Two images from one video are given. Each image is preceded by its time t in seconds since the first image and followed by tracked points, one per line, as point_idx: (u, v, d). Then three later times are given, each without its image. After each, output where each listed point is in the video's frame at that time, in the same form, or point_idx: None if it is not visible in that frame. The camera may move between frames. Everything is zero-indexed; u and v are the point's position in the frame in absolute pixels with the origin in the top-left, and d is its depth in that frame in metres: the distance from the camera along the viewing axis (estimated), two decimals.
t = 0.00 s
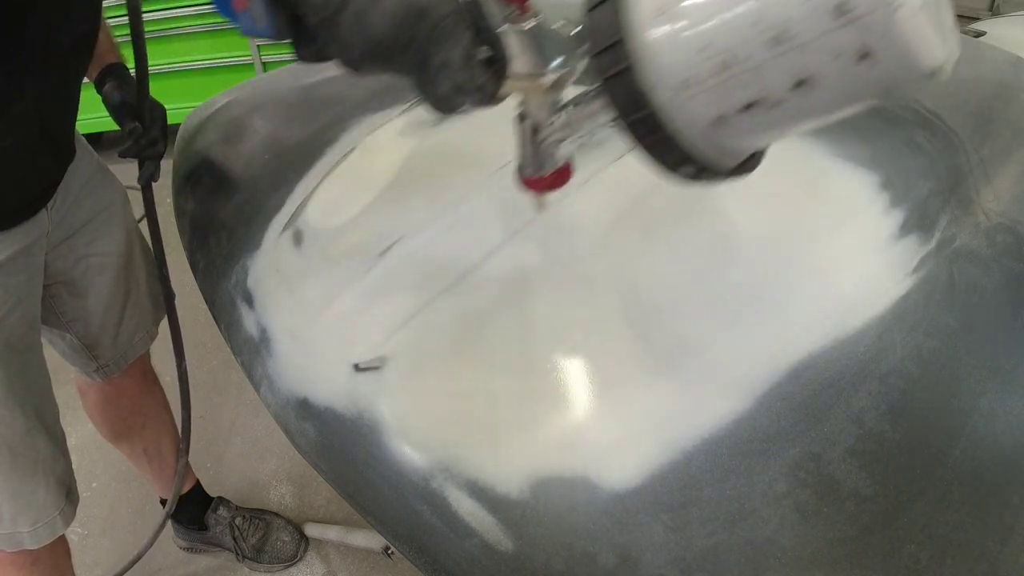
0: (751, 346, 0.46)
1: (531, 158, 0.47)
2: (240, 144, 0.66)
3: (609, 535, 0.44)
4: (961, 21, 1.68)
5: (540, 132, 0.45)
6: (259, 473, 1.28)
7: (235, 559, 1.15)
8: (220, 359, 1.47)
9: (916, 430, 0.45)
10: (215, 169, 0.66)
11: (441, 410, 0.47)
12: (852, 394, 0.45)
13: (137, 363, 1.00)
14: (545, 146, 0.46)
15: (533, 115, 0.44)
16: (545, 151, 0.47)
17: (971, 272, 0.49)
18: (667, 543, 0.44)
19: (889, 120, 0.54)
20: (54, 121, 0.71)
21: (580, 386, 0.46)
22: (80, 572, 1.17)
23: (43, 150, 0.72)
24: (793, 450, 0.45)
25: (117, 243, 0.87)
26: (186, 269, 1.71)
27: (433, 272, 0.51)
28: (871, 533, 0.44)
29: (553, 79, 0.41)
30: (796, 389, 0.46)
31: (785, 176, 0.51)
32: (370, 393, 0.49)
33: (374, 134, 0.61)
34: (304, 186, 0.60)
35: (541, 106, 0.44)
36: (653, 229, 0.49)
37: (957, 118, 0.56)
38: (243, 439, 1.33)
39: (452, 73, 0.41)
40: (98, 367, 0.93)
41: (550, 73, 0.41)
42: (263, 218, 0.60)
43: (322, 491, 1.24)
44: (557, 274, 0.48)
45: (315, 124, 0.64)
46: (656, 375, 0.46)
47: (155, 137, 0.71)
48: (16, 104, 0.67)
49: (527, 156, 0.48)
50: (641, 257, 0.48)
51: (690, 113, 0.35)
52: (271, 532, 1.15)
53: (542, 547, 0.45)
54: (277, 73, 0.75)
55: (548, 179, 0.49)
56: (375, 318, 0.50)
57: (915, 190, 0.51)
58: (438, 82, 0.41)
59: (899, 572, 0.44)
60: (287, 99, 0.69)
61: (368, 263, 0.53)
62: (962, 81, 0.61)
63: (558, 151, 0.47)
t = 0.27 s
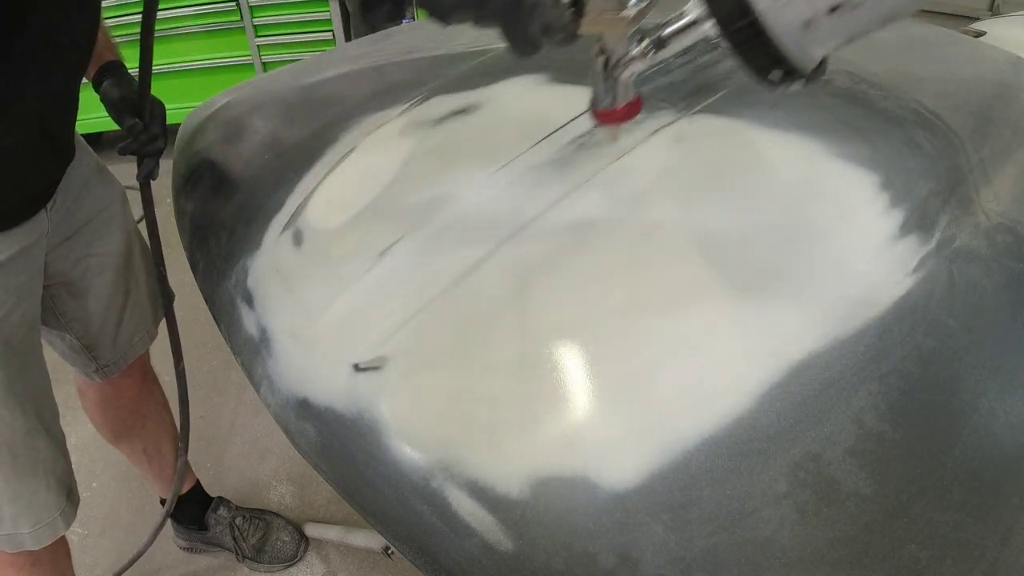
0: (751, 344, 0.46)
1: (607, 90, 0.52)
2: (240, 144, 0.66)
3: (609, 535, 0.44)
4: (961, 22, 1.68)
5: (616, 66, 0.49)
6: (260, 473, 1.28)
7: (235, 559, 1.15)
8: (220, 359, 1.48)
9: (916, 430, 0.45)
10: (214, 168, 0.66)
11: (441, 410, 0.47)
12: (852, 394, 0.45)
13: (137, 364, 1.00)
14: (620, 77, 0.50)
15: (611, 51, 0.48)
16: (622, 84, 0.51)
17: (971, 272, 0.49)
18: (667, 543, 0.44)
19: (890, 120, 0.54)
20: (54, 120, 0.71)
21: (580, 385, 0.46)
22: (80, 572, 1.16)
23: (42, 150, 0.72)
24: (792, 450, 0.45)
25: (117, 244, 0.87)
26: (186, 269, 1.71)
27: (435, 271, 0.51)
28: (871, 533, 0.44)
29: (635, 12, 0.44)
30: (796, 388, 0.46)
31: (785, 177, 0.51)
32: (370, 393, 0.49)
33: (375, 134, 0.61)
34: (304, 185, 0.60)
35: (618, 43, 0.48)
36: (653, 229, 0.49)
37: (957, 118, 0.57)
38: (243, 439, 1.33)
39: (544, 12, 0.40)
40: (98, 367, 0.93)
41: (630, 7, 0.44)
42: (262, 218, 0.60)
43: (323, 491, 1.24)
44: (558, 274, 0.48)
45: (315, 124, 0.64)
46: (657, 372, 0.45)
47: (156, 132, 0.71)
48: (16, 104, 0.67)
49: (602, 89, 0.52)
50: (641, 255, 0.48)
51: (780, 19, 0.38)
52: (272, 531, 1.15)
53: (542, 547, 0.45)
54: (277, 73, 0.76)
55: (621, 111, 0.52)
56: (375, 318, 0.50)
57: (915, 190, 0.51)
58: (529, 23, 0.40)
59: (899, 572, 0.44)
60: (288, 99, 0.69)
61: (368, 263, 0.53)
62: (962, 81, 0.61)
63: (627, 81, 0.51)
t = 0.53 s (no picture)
0: (750, 343, 0.46)
1: (660, 38, 0.60)
2: (240, 144, 0.66)
3: (609, 535, 0.44)
4: (962, 22, 1.67)
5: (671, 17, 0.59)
6: (260, 473, 1.28)
7: (235, 559, 1.15)
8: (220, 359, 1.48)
9: (916, 430, 0.45)
10: (215, 168, 0.66)
11: (441, 410, 0.47)
12: (852, 394, 0.45)
13: (137, 364, 1.00)
14: (672, 27, 0.59)
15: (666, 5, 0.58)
16: (673, 30, 0.59)
17: (971, 272, 0.49)
18: (667, 544, 0.44)
19: (890, 119, 0.54)
20: (53, 121, 0.72)
21: (580, 385, 0.46)
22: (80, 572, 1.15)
23: (42, 150, 0.72)
24: (793, 450, 0.45)
25: (117, 244, 0.88)
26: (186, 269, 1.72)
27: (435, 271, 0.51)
28: (872, 533, 0.44)
29: None
30: (795, 388, 0.46)
31: (785, 176, 0.51)
32: (371, 393, 0.49)
33: (375, 134, 0.61)
34: (304, 185, 0.60)
35: None
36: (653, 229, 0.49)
37: (957, 118, 0.57)
38: (243, 439, 1.33)
39: None
40: (98, 367, 0.93)
41: None
42: (262, 218, 0.60)
43: (323, 491, 1.24)
44: (558, 273, 0.48)
45: (315, 124, 0.64)
46: (658, 371, 0.45)
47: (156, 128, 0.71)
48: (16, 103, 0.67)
49: (655, 37, 0.60)
50: (641, 256, 0.48)
51: None
52: (272, 531, 1.15)
53: (542, 547, 0.45)
54: (277, 73, 0.76)
55: (674, 59, 0.60)
56: (376, 318, 0.50)
57: (915, 189, 0.51)
58: None
59: (899, 573, 0.44)
60: (288, 99, 0.69)
61: (368, 263, 0.53)
62: (962, 81, 0.61)
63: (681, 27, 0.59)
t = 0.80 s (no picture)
0: (750, 343, 0.46)
1: None
2: (240, 144, 0.66)
3: (609, 536, 0.44)
4: (962, 22, 1.67)
5: None
6: (260, 473, 1.28)
7: (235, 559, 1.15)
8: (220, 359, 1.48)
9: (916, 430, 0.45)
10: (214, 168, 0.66)
11: (440, 410, 0.46)
12: (852, 395, 0.45)
13: (137, 363, 1.00)
14: None
15: None
16: None
17: (971, 272, 0.49)
18: (667, 544, 0.44)
19: (890, 119, 0.54)
20: (54, 121, 0.71)
21: (580, 385, 0.46)
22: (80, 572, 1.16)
23: (42, 150, 0.71)
24: (793, 450, 0.45)
25: (117, 243, 0.88)
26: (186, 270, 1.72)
27: (435, 270, 0.51)
28: (872, 533, 0.44)
29: None
30: (796, 388, 0.45)
31: (784, 176, 0.51)
32: (370, 393, 0.49)
33: (376, 133, 0.61)
34: (304, 185, 0.60)
35: None
36: (653, 229, 0.49)
37: (957, 118, 0.57)
38: (243, 439, 1.33)
39: None
40: (98, 367, 0.93)
41: None
42: (262, 217, 0.60)
43: (323, 491, 1.24)
44: (558, 273, 0.48)
45: (315, 124, 0.64)
46: (658, 371, 0.45)
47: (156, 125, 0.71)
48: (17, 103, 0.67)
49: None
50: (641, 255, 0.48)
51: None
52: (272, 531, 1.15)
53: (542, 547, 0.45)
54: (277, 73, 0.76)
55: (695, 19, 0.65)
56: (376, 318, 0.50)
57: (915, 189, 0.51)
58: None
59: (899, 572, 0.44)
60: (288, 99, 0.69)
61: (368, 263, 0.53)
62: (962, 81, 0.61)
63: None
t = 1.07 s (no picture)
0: (750, 342, 0.46)
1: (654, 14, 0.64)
2: (240, 144, 0.66)
3: (609, 535, 0.44)
4: (962, 22, 1.67)
5: None
6: (260, 473, 1.28)
7: (235, 559, 1.15)
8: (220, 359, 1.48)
9: (916, 429, 0.45)
10: (214, 168, 0.66)
11: (440, 410, 0.47)
12: (852, 395, 0.45)
13: (138, 363, 1.00)
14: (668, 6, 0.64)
15: None
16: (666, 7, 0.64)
17: (971, 272, 0.49)
18: (667, 544, 0.44)
19: (890, 120, 0.54)
20: (55, 120, 0.71)
21: (581, 384, 0.46)
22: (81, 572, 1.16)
23: (43, 148, 0.71)
24: (793, 450, 0.45)
25: (119, 242, 0.88)
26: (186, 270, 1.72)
27: (435, 271, 0.51)
28: (872, 533, 0.44)
29: None
30: (795, 388, 0.45)
31: (784, 176, 0.51)
32: (370, 393, 0.49)
33: (375, 133, 0.61)
34: (304, 185, 0.60)
35: None
36: (653, 229, 0.49)
37: (957, 118, 0.57)
38: (243, 439, 1.33)
39: None
40: (100, 366, 0.93)
41: None
42: (262, 217, 0.60)
43: (323, 491, 1.24)
44: (558, 274, 0.48)
45: (315, 124, 0.64)
46: (658, 371, 0.45)
47: (155, 128, 0.71)
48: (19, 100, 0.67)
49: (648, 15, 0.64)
50: (641, 255, 0.48)
51: None
52: (272, 531, 1.15)
53: (542, 547, 0.45)
54: (277, 73, 0.76)
55: (661, 35, 0.63)
56: (376, 318, 0.50)
57: (915, 189, 0.51)
58: None
59: (898, 572, 0.44)
60: (288, 99, 0.69)
61: (368, 263, 0.53)
62: (962, 81, 0.61)
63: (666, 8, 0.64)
